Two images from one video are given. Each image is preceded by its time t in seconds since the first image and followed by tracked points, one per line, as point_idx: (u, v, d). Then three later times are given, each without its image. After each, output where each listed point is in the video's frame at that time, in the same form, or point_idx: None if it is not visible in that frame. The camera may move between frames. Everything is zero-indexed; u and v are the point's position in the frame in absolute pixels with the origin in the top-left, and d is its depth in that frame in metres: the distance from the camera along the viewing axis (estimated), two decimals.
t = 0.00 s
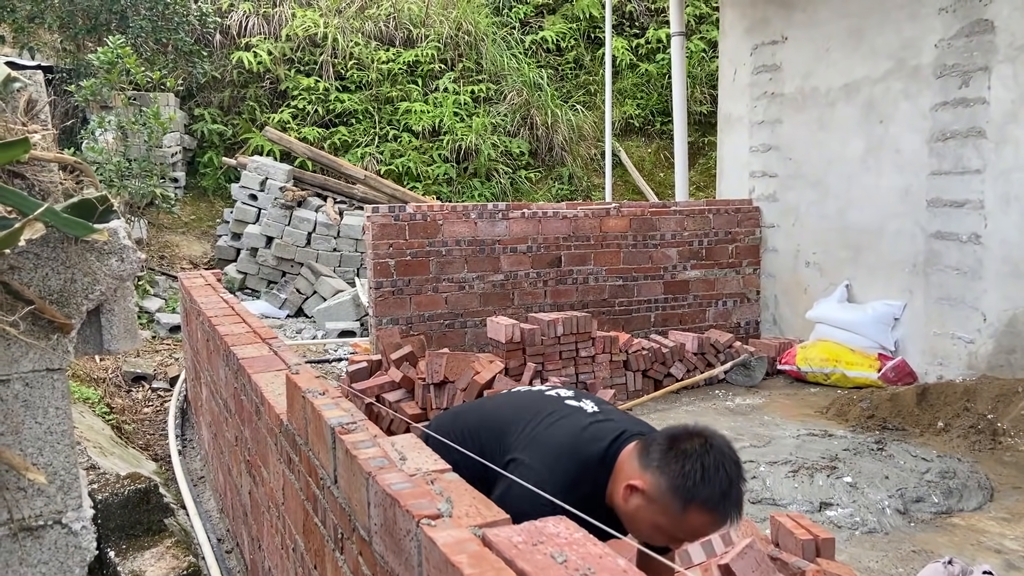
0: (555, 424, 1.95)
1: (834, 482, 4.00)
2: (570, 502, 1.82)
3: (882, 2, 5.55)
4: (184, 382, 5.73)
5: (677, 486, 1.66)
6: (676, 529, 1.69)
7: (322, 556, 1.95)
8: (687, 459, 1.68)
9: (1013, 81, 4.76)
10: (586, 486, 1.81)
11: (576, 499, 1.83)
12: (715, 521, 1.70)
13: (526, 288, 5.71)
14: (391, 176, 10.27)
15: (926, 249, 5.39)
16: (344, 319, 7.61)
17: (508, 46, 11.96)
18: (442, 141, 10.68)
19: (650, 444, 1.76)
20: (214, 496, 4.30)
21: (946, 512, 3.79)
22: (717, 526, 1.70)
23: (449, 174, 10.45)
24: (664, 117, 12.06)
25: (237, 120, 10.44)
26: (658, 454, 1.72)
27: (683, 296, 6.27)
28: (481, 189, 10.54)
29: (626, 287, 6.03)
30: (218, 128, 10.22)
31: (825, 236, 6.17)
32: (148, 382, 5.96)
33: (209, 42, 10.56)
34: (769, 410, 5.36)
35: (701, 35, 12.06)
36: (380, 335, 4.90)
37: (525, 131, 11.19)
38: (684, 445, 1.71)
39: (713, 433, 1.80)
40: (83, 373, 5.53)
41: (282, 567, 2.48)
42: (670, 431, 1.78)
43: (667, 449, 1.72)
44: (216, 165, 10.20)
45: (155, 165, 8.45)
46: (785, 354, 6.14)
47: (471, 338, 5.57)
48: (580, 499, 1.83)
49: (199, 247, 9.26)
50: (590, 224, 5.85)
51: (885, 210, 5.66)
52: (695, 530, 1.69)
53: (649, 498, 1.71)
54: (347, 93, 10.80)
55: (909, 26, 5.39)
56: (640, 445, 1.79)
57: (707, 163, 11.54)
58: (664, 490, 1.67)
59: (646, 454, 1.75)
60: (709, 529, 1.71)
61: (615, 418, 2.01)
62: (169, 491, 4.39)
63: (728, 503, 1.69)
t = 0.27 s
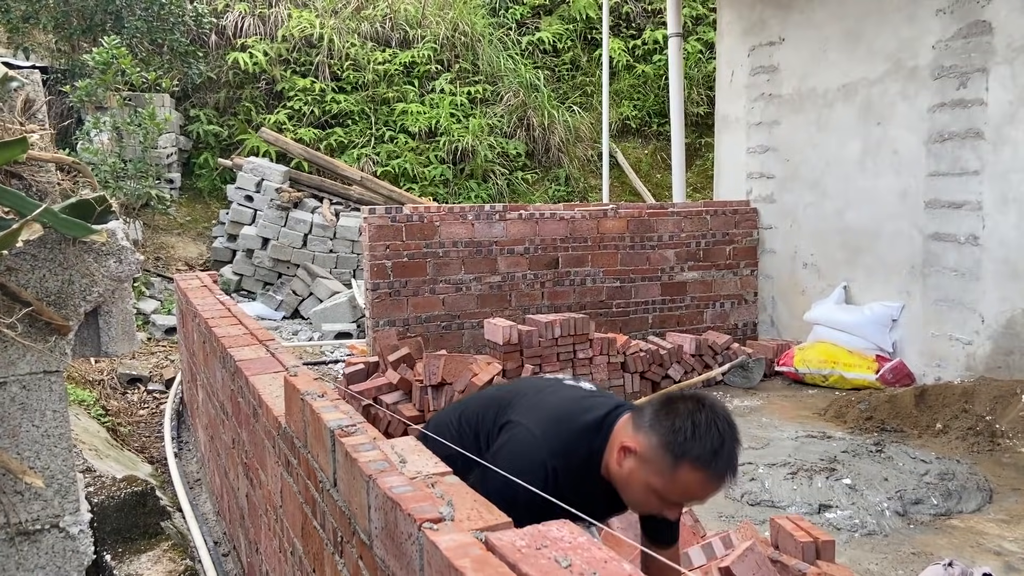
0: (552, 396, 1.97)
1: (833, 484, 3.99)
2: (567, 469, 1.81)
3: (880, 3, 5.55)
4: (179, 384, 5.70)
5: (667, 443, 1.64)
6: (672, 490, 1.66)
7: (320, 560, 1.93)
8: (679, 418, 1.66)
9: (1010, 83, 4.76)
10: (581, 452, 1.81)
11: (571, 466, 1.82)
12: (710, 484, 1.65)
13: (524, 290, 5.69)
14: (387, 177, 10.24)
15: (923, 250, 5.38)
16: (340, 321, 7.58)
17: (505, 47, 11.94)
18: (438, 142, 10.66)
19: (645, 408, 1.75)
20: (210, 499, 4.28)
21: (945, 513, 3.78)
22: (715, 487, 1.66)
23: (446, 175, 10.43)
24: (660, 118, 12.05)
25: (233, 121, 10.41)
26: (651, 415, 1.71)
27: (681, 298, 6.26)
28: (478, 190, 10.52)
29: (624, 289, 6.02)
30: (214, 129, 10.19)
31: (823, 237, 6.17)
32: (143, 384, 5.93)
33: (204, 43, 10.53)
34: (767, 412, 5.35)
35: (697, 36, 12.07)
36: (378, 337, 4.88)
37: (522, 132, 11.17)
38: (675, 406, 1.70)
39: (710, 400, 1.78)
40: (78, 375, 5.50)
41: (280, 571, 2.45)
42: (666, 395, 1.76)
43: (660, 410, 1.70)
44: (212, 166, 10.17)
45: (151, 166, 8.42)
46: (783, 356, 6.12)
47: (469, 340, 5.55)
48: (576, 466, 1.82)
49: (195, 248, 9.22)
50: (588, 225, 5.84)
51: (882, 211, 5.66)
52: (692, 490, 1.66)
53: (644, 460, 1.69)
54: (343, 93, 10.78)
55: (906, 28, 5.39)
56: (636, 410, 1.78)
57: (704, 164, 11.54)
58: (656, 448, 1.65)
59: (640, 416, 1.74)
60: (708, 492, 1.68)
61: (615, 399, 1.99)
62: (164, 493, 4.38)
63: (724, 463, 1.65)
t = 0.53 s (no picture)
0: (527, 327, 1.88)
1: (831, 485, 4.00)
2: (547, 390, 1.70)
3: (877, 5, 5.56)
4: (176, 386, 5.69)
5: (629, 305, 1.62)
6: (644, 360, 1.57)
7: (319, 563, 1.92)
8: (644, 286, 1.64)
9: (1007, 85, 4.77)
10: (556, 369, 1.70)
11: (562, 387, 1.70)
12: (674, 342, 1.55)
13: (521, 292, 5.69)
14: (384, 178, 10.23)
15: (920, 252, 5.39)
16: (337, 322, 7.57)
17: (501, 49, 11.95)
18: (435, 144, 10.64)
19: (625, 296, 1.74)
20: (207, 501, 4.27)
21: (943, 515, 3.78)
22: (683, 346, 1.55)
23: (442, 177, 10.42)
24: (657, 120, 12.05)
25: (229, 123, 10.39)
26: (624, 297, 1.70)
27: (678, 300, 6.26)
28: (475, 192, 10.51)
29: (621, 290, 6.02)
30: (210, 130, 10.17)
31: (820, 239, 6.17)
32: (139, 385, 5.92)
33: (201, 44, 10.51)
34: (764, 413, 5.35)
35: (694, 38, 12.08)
36: (375, 338, 4.87)
37: (519, 134, 11.16)
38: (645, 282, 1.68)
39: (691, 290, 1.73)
40: (74, 377, 5.47)
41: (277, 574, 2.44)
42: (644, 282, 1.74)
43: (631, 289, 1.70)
44: (208, 168, 10.16)
45: (147, 167, 8.40)
46: (780, 357, 6.12)
47: (466, 341, 5.54)
48: (563, 385, 1.70)
49: (191, 249, 9.19)
50: (585, 227, 5.84)
51: (879, 213, 5.67)
52: (659, 354, 1.56)
53: (616, 343, 1.63)
54: (340, 95, 10.76)
55: (903, 30, 5.40)
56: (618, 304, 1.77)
57: (701, 166, 11.54)
58: (620, 314, 1.63)
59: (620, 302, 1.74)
60: (686, 358, 1.57)
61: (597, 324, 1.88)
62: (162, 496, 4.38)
63: (689, 317, 1.56)
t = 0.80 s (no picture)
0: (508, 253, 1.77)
1: (829, 488, 4.00)
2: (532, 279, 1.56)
3: (875, 9, 5.57)
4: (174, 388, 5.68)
5: (587, 169, 1.55)
6: (607, 203, 1.48)
7: (319, 566, 1.91)
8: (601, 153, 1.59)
9: (1003, 89, 4.79)
10: (535, 255, 1.58)
11: (550, 288, 1.56)
12: (635, 180, 1.47)
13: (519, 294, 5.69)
14: (381, 180, 10.23)
15: (917, 255, 5.40)
16: (334, 324, 7.57)
17: (499, 51, 11.97)
18: (433, 146, 10.65)
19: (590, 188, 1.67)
20: (204, 504, 4.26)
21: (940, 518, 3.79)
22: (642, 179, 1.47)
23: (440, 179, 10.42)
24: (654, 122, 12.07)
25: (226, 125, 10.39)
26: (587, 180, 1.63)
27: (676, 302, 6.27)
28: (472, 194, 10.51)
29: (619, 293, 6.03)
30: (208, 132, 10.17)
31: (817, 242, 6.18)
32: (136, 387, 5.90)
33: (198, 45, 10.50)
34: (761, 416, 5.36)
35: (691, 41, 12.11)
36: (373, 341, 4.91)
37: (516, 136, 11.17)
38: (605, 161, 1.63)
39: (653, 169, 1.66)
40: (71, 379, 5.46)
41: None
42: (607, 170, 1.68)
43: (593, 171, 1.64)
44: (206, 170, 10.15)
45: (144, 168, 8.38)
46: (777, 360, 6.12)
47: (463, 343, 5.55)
48: (550, 278, 1.57)
49: (188, 251, 9.18)
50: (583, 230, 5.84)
51: (877, 216, 5.68)
52: (625, 192, 1.46)
53: (580, 215, 1.54)
54: (337, 97, 10.77)
55: (900, 33, 5.42)
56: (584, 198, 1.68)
57: (698, 168, 11.56)
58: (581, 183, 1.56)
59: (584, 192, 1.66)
60: (650, 194, 1.47)
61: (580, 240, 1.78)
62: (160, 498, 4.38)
63: (646, 158, 1.50)
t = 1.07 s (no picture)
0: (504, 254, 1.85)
1: (827, 492, 4.01)
2: (520, 239, 1.64)
3: (873, 13, 5.59)
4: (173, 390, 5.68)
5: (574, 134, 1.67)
6: (594, 154, 1.58)
7: (319, 570, 1.92)
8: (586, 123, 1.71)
9: (1001, 93, 4.80)
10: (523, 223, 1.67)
11: (542, 242, 1.63)
12: (619, 132, 1.59)
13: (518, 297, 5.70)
14: (380, 183, 10.24)
15: (915, 258, 5.42)
16: (333, 327, 7.56)
17: (498, 54, 11.99)
18: (431, 148, 10.65)
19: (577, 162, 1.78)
20: (203, 506, 4.26)
21: (938, 522, 3.79)
22: (626, 131, 1.59)
23: (438, 181, 10.42)
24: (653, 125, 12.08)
25: (225, 127, 10.38)
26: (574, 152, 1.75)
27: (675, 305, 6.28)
28: (471, 197, 10.51)
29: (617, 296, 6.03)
30: (207, 134, 10.17)
31: (815, 245, 6.19)
32: (135, 390, 5.90)
33: (197, 47, 10.51)
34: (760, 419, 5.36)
35: (689, 44, 12.15)
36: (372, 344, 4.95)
37: (515, 139, 11.19)
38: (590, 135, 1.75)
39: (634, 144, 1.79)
40: (70, 381, 5.46)
41: None
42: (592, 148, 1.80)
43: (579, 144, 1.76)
44: (204, 172, 10.14)
45: (144, 171, 8.38)
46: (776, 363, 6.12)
47: (462, 346, 5.55)
48: (540, 237, 1.64)
49: (187, 253, 9.18)
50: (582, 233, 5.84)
51: (875, 219, 5.69)
52: (610, 145, 1.58)
53: (569, 175, 1.65)
54: (336, 99, 10.78)
55: (898, 37, 5.44)
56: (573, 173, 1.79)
57: (696, 171, 11.57)
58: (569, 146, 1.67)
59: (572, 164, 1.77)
60: (634, 144, 1.59)
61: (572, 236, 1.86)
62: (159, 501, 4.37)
63: (629, 115, 1.62)
